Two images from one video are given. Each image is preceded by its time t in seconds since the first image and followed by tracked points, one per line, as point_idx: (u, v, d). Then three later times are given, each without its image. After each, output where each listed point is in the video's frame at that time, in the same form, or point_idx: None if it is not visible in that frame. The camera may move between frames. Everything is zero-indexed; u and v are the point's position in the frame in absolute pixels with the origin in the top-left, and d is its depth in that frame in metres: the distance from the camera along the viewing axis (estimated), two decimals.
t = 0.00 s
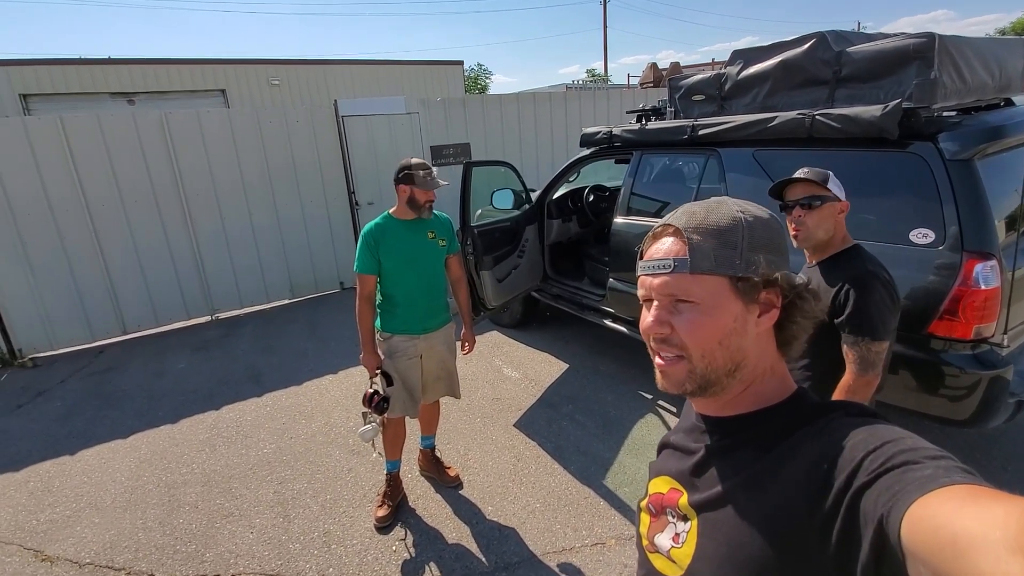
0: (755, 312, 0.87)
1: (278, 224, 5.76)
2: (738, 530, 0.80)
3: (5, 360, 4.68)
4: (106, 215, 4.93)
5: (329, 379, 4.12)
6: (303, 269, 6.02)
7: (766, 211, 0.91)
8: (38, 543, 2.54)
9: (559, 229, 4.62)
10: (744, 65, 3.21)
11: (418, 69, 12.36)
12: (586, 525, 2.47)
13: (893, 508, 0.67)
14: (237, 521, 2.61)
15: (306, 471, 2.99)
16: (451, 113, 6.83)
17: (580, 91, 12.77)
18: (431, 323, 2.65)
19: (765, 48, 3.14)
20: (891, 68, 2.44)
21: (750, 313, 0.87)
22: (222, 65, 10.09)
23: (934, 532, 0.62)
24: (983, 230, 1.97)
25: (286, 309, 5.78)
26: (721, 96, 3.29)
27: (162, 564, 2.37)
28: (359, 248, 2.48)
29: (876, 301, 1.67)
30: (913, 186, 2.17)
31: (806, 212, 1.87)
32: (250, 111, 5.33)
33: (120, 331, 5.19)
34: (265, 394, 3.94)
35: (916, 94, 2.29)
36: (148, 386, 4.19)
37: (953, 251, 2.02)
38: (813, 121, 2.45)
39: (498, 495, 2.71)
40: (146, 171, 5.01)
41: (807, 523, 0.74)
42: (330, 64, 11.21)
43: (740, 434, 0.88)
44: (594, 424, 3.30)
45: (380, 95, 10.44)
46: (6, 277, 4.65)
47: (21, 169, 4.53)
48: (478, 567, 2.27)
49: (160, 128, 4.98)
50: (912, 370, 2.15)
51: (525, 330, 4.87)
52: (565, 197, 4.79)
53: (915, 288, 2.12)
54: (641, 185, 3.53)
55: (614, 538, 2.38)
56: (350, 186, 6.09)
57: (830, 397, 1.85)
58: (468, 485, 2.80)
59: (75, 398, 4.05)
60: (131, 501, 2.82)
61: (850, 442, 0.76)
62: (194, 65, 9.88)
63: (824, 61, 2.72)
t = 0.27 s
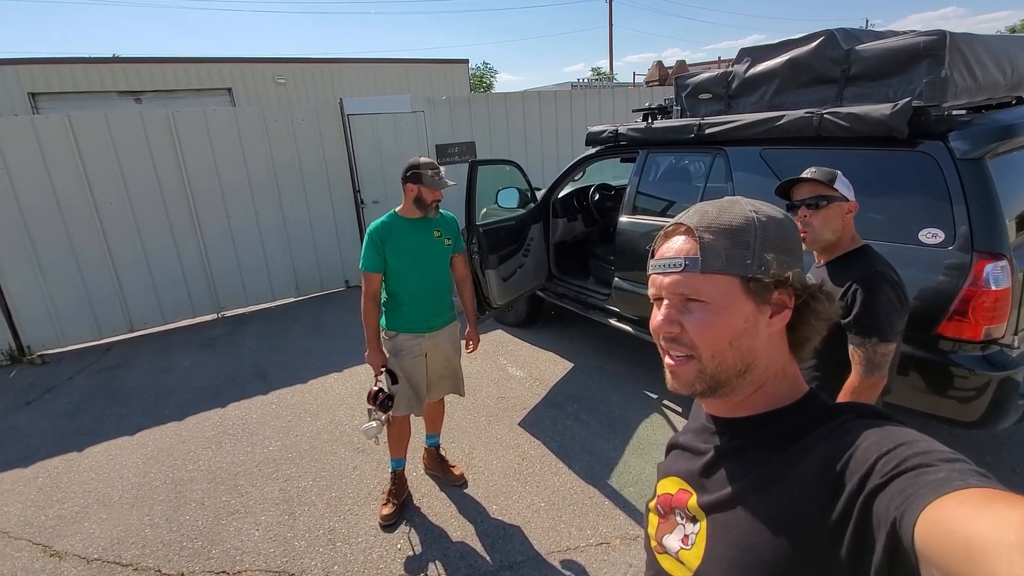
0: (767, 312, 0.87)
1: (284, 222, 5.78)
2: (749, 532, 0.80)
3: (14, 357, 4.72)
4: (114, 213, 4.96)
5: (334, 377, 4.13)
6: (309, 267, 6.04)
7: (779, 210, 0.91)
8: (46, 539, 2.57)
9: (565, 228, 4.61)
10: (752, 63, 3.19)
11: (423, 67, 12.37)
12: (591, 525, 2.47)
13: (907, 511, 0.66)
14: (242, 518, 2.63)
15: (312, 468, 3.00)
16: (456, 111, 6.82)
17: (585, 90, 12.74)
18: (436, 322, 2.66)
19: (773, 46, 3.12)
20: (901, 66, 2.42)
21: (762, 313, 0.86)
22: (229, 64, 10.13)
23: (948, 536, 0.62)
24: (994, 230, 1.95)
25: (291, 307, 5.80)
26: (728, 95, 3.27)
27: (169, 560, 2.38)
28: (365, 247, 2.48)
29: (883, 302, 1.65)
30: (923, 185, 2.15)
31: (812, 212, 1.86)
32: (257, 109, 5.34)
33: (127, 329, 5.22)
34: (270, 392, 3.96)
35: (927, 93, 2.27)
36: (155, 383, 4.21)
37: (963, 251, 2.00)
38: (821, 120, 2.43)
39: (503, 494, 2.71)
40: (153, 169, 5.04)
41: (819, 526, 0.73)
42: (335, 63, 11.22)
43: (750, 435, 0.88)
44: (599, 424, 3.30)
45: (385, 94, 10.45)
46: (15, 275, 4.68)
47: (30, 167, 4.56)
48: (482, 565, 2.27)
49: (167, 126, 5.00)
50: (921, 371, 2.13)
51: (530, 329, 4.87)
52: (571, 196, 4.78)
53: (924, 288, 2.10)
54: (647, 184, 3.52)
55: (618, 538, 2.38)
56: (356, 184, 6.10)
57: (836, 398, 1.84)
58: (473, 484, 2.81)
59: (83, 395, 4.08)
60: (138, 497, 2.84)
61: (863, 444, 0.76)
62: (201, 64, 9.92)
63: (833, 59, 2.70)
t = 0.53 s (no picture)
0: (773, 310, 0.86)
1: (288, 221, 5.80)
2: (752, 528, 0.80)
3: (21, 353, 4.76)
4: (120, 212, 4.98)
5: (338, 374, 4.15)
6: (313, 265, 6.06)
7: (791, 207, 0.90)
8: (53, 534, 2.59)
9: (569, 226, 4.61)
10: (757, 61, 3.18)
11: (427, 66, 12.37)
12: (594, 523, 2.47)
13: (910, 508, 0.66)
14: (247, 514, 2.64)
15: (316, 465, 3.01)
16: (460, 110, 6.83)
17: (590, 89, 12.71)
18: (440, 320, 2.66)
19: (778, 44, 3.11)
20: (907, 64, 2.41)
21: (768, 310, 0.86)
22: (234, 63, 10.16)
23: (951, 534, 0.61)
24: (1001, 229, 1.94)
25: (296, 305, 5.82)
26: (733, 93, 3.26)
27: (174, 556, 2.40)
28: (369, 244, 2.49)
29: (890, 301, 1.65)
30: (929, 183, 2.14)
31: (816, 210, 1.84)
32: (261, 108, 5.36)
33: (133, 326, 5.25)
34: (275, 389, 3.97)
35: (934, 90, 2.26)
36: (161, 380, 4.23)
37: (969, 249, 1.99)
38: (827, 118, 2.42)
39: (506, 492, 2.71)
40: (159, 168, 5.06)
41: (822, 523, 0.73)
42: (339, 62, 11.24)
43: (754, 433, 0.88)
44: (602, 422, 3.30)
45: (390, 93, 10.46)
46: (22, 273, 4.71)
47: (37, 165, 4.59)
48: (486, 563, 2.28)
49: (173, 125, 5.03)
50: (926, 370, 2.12)
51: (534, 328, 4.87)
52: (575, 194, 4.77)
53: (930, 287, 2.09)
54: (651, 183, 3.51)
55: (621, 536, 2.38)
56: (360, 183, 6.11)
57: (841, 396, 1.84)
58: (476, 481, 2.81)
59: (89, 392, 4.11)
60: (144, 493, 2.86)
61: (867, 441, 0.76)
62: (206, 63, 9.95)
63: (839, 57, 2.69)
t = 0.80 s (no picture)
0: (779, 310, 0.86)
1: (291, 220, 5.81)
2: (756, 529, 0.80)
3: (26, 352, 4.78)
4: (124, 211, 5.00)
5: (341, 374, 4.16)
6: (316, 265, 6.07)
7: (801, 207, 0.89)
8: (59, 532, 2.60)
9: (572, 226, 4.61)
10: (760, 60, 3.17)
11: (429, 65, 12.38)
12: (597, 522, 2.47)
13: (915, 510, 0.66)
14: (250, 513, 2.65)
15: (319, 464, 3.02)
16: (463, 109, 6.83)
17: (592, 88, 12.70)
18: (443, 319, 2.66)
19: (782, 42, 3.10)
20: (912, 62, 2.40)
21: (774, 310, 0.86)
22: (237, 63, 10.18)
23: (957, 536, 0.61)
24: (1006, 228, 1.93)
25: (299, 304, 5.83)
26: (736, 92, 3.26)
27: (178, 554, 2.41)
28: (372, 243, 2.49)
29: (896, 302, 1.65)
30: (933, 182, 2.13)
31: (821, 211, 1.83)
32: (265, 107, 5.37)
33: (137, 325, 5.27)
34: (278, 389, 3.98)
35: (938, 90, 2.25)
36: (165, 379, 4.25)
37: (974, 249, 1.98)
38: (830, 117, 2.41)
39: (509, 491, 2.72)
40: (163, 167, 5.08)
41: (826, 524, 0.73)
42: (342, 61, 11.25)
43: (758, 434, 0.88)
44: (605, 422, 3.30)
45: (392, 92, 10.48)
46: (27, 272, 4.74)
47: (41, 165, 4.61)
48: (488, 562, 2.28)
49: (176, 124, 5.04)
50: (930, 370, 2.11)
51: (536, 327, 4.87)
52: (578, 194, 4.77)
53: (934, 287, 2.08)
54: (654, 182, 3.51)
55: (624, 536, 2.38)
56: (362, 182, 6.12)
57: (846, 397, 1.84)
58: (479, 481, 2.81)
59: (94, 391, 4.12)
60: (148, 492, 2.87)
61: (873, 443, 0.75)
62: (209, 63, 9.97)
63: (842, 56, 2.68)
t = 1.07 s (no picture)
0: (785, 309, 0.86)
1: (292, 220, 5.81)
2: (760, 530, 0.79)
3: (28, 352, 4.79)
4: (126, 211, 5.01)
5: (343, 373, 4.16)
6: (317, 264, 6.07)
7: (806, 205, 0.89)
8: (61, 531, 2.60)
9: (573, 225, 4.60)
10: (762, 58, 3.16)
11: (430, 65, 12.38)
12: (599, 522, 2.46)
13: (922, 511, 0.66)
14: (252, 513, 2.65)
15: (321, 464, 3.02)
16: (464, 109, 6.83)
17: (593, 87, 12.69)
18: (445, 318, 2.67)
19: (784, 41, 3.10)
20: (914, 61, 2.40)
21: (780, 310, 0.86)
22: (238, 63, 10.18)
23: (966, 538, 0.61)
24: (1009, 227, 1.92)
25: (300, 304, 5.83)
26: (738, 91, 3.25)
27: (181, 554, 2.41)
28: (375, 243, 2.49)
29: (901, 302, 1.64)
30: (936, 181, 2.12)
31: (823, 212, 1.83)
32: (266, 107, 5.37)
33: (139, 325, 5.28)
34: (280, 388, 3.98)
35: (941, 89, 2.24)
36: (167, 379, 4.25)
37: (977, 248, 1.97)
38: (832, 116, 2.41)
39: (511, 491, 2.72)
40: (164, 167, 5.08)
41: (831, 525, 0.73)
42: (343, 61, 11.25)
43: (762, 435, 0.88)
44: (607, 421, 3.29)
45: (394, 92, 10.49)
46: (29, 272, 4.74)
47: (43, 165, 4.61)
48: (490, 562, 2.28)
49: (177, 124, 5.05)
50: (933, 369, 2.11)
51: (538, 327, 4.87)
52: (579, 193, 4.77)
53: (937, 287, 2.08)
54: (656, 181, 3.50)
55: (626, 535, 2.38)
56: (363, 182, 6.12)
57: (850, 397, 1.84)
58: (481, 480, 2.81)
59: (95, 390, 4.13)
60: (150, 491, 2.87)
61: (879, 444, 0.75)
62: (211, 62, 9.97)
63: (845, 54, 2.68)
